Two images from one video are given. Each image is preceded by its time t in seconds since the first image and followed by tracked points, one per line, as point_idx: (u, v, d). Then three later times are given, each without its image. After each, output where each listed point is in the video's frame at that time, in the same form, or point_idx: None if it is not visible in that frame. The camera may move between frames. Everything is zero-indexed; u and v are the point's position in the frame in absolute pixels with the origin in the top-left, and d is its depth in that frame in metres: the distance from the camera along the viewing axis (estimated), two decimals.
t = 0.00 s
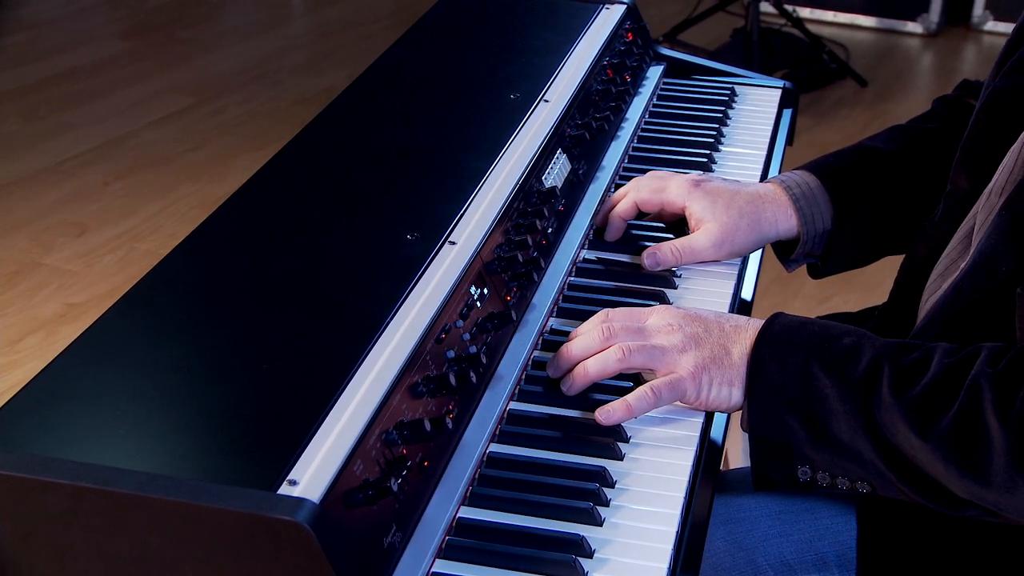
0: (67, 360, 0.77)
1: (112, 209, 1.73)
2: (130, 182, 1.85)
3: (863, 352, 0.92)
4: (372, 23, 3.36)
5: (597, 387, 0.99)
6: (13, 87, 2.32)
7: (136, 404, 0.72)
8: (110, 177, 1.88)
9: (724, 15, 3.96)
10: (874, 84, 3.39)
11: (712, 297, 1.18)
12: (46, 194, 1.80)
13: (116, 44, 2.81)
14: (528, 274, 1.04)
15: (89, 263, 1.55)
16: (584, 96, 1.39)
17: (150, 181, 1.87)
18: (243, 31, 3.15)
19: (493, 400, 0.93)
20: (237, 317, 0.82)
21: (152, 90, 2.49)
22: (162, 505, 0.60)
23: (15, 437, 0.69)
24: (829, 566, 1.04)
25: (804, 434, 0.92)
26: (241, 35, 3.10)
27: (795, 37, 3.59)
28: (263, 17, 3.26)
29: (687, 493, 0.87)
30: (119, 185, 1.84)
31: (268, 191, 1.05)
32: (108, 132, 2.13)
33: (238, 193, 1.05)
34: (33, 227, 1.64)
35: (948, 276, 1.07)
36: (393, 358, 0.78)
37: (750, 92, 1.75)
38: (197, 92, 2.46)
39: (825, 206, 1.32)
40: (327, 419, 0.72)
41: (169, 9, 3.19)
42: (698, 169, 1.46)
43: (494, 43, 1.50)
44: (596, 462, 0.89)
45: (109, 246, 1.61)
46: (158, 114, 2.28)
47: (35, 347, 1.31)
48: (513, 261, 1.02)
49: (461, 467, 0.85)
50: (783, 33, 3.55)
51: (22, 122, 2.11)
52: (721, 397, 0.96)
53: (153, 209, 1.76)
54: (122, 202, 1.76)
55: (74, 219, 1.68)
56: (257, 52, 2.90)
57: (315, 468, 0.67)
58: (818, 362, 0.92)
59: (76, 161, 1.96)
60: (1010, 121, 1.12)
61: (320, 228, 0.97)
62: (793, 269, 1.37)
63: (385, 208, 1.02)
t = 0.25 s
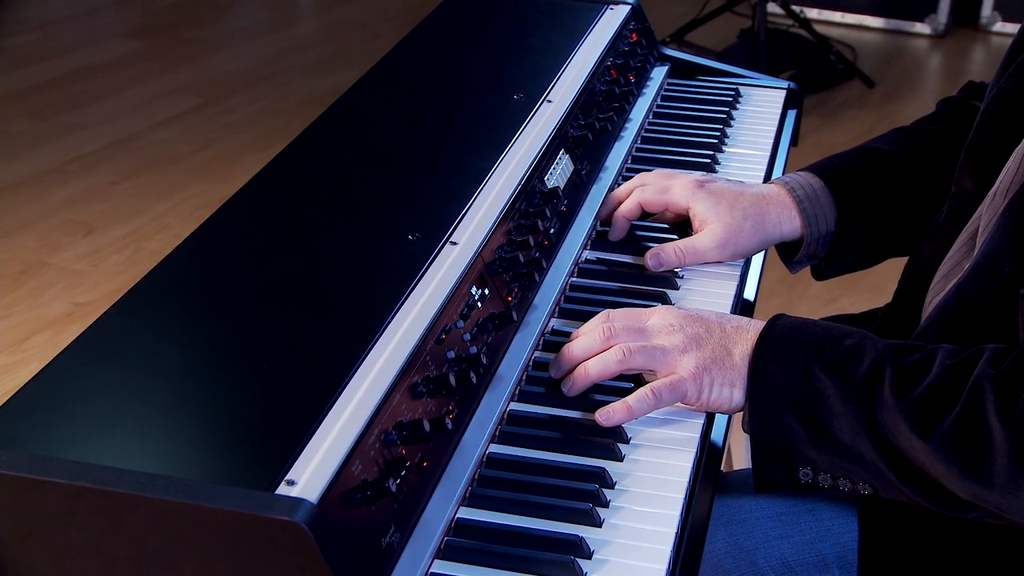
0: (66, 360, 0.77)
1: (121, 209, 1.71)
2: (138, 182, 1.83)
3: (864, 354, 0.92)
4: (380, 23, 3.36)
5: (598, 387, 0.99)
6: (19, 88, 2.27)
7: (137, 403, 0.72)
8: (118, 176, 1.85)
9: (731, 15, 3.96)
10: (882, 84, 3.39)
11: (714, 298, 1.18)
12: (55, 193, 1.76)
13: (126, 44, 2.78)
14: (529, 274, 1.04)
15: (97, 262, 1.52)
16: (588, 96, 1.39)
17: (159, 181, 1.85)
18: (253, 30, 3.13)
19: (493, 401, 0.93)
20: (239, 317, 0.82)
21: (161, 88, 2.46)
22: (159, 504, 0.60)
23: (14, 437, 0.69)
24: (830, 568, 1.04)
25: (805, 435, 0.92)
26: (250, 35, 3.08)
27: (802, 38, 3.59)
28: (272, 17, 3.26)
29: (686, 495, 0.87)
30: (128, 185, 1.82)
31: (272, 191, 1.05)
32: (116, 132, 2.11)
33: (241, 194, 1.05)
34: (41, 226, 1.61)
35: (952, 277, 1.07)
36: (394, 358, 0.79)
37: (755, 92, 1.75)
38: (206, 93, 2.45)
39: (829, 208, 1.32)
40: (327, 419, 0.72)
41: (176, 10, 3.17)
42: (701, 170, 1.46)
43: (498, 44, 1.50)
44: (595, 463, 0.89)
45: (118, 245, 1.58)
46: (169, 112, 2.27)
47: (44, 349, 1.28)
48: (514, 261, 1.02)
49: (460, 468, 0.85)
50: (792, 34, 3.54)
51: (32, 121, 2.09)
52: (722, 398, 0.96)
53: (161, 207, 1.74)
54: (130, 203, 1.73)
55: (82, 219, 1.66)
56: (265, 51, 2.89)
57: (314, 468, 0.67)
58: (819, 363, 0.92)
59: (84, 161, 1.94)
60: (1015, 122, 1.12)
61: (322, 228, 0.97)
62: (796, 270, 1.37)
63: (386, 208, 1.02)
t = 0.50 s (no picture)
0: (66, 361, 0.77)
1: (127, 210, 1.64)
2: (145, 183, 1.75)
3: (864, 354, 0.92)
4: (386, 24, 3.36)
5: (599, 388, 0.99)
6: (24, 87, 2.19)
7: (138, 403, 0.72)
8: (123, 176, 1.76)
9: (738, 16, 3.96)
10: (889, 86, 3.39)
11: (716, 299, 1.18)
12: (59, 193, 1.67)
13: (132, 44, 2.75)
14: (530, 275, 1.04)
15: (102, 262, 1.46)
16: (591, 97, 1.39)
17: (165, 182, 1.77)
18: (262, 30, 3.12)
19: (493, 401, 0.93)
20: (240, 318, 0.82)
21: (167, 89, 2.39)
22: (156, 504, 0.60)
23: (13, 436, 0.69)
24: (831, 571, 1.04)
25: (804, 436, 0.92)
26: (258, 34, 3.06)
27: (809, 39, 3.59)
28: (278, 17, 3.26)
29: (686, 496, 0.87)
30: (133, 185, 1.74)
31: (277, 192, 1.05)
32: (123, 132, 2.03)
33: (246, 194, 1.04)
34: (44, 226, 1.52)
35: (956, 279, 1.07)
36: (393, 358, 0.79)
37: (759, 94, 1.75)
38: (214, 94, 2.42)
39: (832, 210, 1.32)
40: (326, 419, 0.72)
41: (182, 11, 3.16)
42: (704, 171, 1.46)
43: (502, 44, 1.50)
44: (595, 464, 0.89)
45: (124, 245, 1.51)
46: (176, 113, 2.22)
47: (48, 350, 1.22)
48: (515, 261, 1.02)
49: (460, 469, 0.85)
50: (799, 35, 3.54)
51: (38, 119, 2.00)
52: (720, 397, 0.96)
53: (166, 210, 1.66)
54: (136, 204, 1.65)
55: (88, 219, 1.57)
56: (274, 50, 2.88)
57: (312, 468, 0.67)
58: (818, 364, 0.92)
59: (90, 161, 1.83)
60: (1019, 124, 1.12)
61: (324, 229, 0.97)
62: (798, 272, 1.37)
63: (387, 208, 1.02)
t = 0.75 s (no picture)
0: (65, 361, 0.78)
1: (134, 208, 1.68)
2: (152, 182, 1.80)
3: (855, 352, 0.92)
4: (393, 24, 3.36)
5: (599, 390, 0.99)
6: (31, 88, 2.23)
7: (137, 403, 0.73)
8: (130, 176, 1.82)
9: (744, 17, 3.97)
10: (896, 86, 3.39)
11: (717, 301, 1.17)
12: (66, 194, 1.71)
13: (139, 44, 2.76)
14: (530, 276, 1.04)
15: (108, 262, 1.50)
16: (594, 98, 1.39)
17: (171, 181, 1.81)
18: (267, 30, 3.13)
19: (493, 402, 0.92)
20: (241, 318, 0.82)
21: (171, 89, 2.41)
22: (153, 504, 0.60)
23: (11, 436, 0.69)
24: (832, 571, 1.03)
25: (793, 433, 0.92)
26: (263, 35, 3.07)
27: (816, 40, 3.59)
28: (285, 18, 3.26)
29: (685, 497, 0.87)
30: (139, 184, 1.78)
31: (280, 192, 1.05)
32: (129, 131, 2.06)
33: (250, 194, 1.05)
34: (51, 226, 1.58)
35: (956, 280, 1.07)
36: (392, 358, 0.79)
37: (762, 95, 1.74)
38: (220, 94, 2.42)
39: (834, 210, 1.32)
40: (325, 419, 0.72)
41: (189, 12, 3.16)
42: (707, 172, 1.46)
43: (505, 45, 1.50)
44: (594, 465, 0.89)
45: (130, 245, 1.56)
46: (183, 112, 2.24)
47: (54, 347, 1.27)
48: (516, 262, 1.02)
49: (459, 469, 0.85)
50: (805, 36, 3.54)
51: (47, 120, 2.04)
52: (703, 392, 0.96)
53: (172, 209, 1.70)
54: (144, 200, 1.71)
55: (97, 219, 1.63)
56: (279, 50, 2.89)
57: (309, 468, 0.67)
58: (808, 360, 0.92)
59: (97, 160, 1.88)
60: (1020, 124, 1.11)
61: (325, 229, 0.97)
62: (799, 271, 1.37)
63: (387, 208, 1.02)
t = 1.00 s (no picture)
0: (64, 362, 0.78)
1: (136, 209, 1.56)
2: (159, 181, 1.70)
3: (848, 363, 0.92)
4: (400, 25, 3.37)
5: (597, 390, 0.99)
6: (30, 89, 2.18)
7: (137, 403, 0.73)
8: (136, 176, 1.72)
9: (751, 17, 3.97)
10: (903, 87, 3.39)
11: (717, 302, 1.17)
12: (74, 191, 1.62)
13: (147, 44, 2.74)
14: (531, 276, 1.04)
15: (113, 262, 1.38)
16: (596, 98, 1.39)
17: (176, 182, 1.70)
18: (277, 29, 3.11)
19: (493, 403, 0.93)
20: (242, 318, 0.82)
21: (178, 91, 2.33)
22: (152, 503, 0.60)
23: (10, 436, 0.70)
24: (832, 572, 1.03)
25: (785, 446, 0.91)
26: (272, 34, 3.04)
27: (823, 40, 3.59)
28: (295, 18, 3.26)
29: (685, 497, 0.87)
30: (144, 184, 1.68)
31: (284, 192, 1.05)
32: (135, 132, 1.99)
33: (254, 194, 1.04)
34: (59, 224, 1.48)
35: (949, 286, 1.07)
36: (391, 357, 0.79)
37: (766, 95, 1.74)
38: (226, 95, 2.37)
39: (833, 210, 1.32)
40: (323, 418, 0.72)
41: (193, 13, 3.14)
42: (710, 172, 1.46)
43: (508, 45, 1.49)
44: (593, 465, 0.89)
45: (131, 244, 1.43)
46: (188, 113, 2.17)
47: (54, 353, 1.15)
48: (517, 262, 1.02)
49: (457, 469, 0.85)
50: (812, 37, 3.54)
51: (55, 119, 1.99)
52: (695, 401, 0.96)
53: (178, 209, 1.59)
54: (144, 202, 1.59)
55: (96, 217, 1.50)
56: (289, 49, 2.88)
57: (307, 468, 0.67)
58: (801, 373, 0.92)
59: (103, 160, 1.79)
60: (1010, 128, 1.11)
61: (327, 228, 0.97)
62: (798, 271, 1.37)
63: (388, 208, 1.02)
